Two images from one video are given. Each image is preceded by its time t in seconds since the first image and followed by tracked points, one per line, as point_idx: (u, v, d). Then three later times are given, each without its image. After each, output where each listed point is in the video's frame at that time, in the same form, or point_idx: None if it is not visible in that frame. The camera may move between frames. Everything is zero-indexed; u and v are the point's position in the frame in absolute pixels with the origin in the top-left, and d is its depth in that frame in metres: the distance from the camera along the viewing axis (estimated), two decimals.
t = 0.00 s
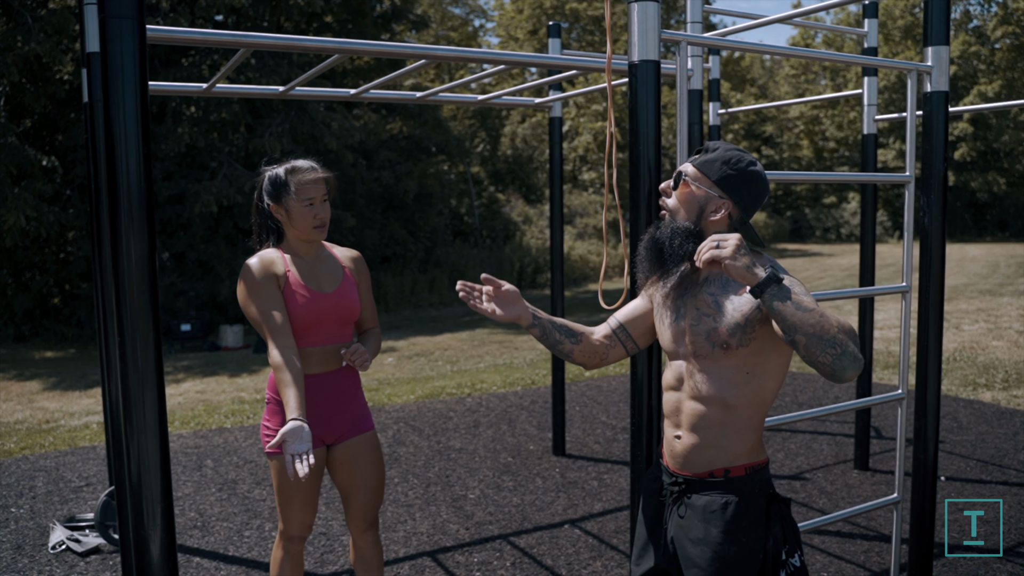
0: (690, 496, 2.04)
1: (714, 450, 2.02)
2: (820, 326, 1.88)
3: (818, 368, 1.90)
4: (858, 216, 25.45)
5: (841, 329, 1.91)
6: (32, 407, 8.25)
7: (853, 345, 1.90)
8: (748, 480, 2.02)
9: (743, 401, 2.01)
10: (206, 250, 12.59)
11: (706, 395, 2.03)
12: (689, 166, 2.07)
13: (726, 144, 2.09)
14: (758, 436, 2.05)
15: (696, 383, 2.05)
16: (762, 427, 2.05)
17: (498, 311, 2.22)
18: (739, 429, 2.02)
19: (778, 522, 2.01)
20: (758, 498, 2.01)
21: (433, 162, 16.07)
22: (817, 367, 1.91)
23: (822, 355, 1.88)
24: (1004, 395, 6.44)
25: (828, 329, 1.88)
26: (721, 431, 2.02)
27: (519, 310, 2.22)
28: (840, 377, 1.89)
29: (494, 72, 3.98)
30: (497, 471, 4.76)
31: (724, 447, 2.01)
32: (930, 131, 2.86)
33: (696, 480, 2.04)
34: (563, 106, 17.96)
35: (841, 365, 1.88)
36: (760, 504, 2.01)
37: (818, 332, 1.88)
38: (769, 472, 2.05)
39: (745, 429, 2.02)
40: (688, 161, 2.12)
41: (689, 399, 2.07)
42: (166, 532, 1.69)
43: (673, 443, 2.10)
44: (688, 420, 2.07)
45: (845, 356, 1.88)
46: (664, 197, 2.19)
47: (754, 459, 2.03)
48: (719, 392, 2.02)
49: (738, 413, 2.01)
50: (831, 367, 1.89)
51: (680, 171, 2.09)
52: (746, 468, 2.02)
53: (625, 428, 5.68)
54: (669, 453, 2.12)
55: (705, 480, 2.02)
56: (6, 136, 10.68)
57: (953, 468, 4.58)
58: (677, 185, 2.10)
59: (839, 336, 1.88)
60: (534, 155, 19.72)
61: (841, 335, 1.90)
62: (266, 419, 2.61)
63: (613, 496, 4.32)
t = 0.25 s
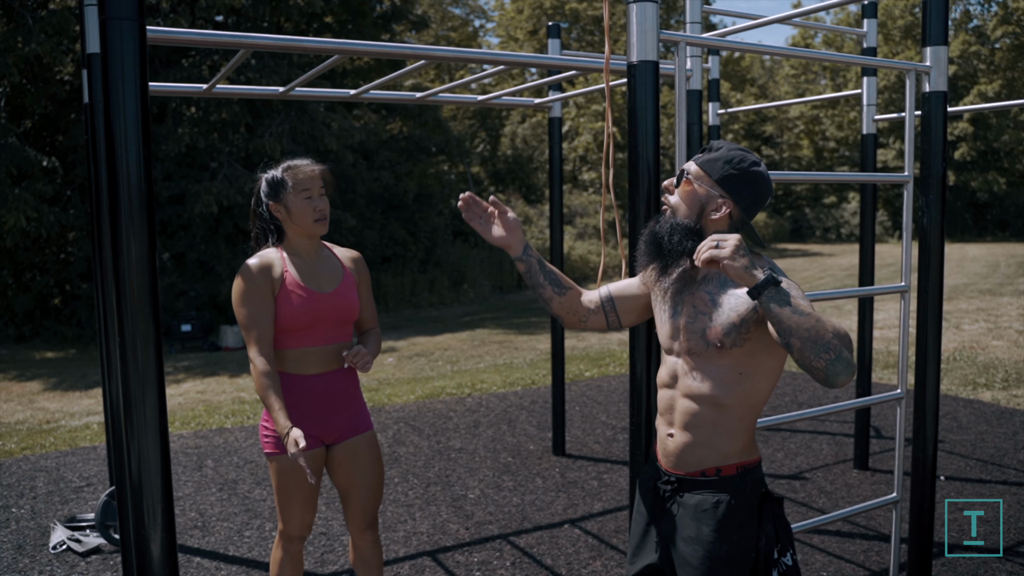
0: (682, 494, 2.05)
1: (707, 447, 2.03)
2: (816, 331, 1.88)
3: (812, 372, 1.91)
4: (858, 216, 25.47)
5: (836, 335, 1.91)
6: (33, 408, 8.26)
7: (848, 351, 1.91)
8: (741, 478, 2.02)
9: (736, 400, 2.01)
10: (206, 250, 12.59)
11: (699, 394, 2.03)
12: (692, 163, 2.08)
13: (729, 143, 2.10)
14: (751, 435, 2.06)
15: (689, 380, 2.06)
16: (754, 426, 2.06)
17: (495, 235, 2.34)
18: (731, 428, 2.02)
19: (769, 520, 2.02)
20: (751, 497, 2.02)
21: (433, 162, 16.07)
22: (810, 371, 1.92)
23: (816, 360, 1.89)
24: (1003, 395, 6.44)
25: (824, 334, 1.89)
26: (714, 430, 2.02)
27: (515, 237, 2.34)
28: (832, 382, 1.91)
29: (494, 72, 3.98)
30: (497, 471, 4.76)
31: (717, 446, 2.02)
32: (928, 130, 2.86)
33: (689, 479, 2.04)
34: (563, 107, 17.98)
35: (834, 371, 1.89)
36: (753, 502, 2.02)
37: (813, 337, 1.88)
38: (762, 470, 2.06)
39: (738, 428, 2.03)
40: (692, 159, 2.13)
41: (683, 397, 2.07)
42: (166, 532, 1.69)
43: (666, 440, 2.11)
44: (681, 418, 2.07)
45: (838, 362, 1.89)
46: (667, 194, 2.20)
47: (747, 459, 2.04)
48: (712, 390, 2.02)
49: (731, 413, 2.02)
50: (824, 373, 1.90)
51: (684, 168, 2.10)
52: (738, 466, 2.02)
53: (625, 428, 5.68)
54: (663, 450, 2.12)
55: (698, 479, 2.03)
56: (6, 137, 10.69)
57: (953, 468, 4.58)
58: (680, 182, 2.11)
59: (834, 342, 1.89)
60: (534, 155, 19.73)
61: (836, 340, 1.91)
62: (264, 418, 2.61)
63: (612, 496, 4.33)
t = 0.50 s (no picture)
0: (674, 494, 2.05)
1: (701, 447, 2.03)
2: (813, 338, 1.89)
3: (805, 377, 1.92)
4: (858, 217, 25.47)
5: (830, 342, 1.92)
6: (33, 408, 8.26)
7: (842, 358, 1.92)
8: (733, 478, 2.03)
9: (729, 401, 2.02)
10: (206, 251, 12.59)
11: (693, 393, 2.04)
12: (696, 162, 2.08)
13: (733, 143, 2.10)
14: (743, 435, 2.06)
15: (683, 379, 2.06)
16: (747, 426, 2.06)
17: (510, 157, 2.26)
18: (724, 429, 2.03)
19: (761, 519, 2.03)
20: (745, 496, 2.02)
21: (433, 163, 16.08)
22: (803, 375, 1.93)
23: (811, 365, 1.90)
24: (1003, 396, 6.45)
25: (819, 340, 1.90)
26: (708, 430, 2.03)
27: (528, 163, 2.27)
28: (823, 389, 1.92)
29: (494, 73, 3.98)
30: (496, 472, 4.76)
31: (711, 445, 2.02)
32: (928, 131, 2.87)
33: (682, 479, 2.05)
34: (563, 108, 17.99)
35: (826, 378, 1.91)
36: (745, 502, 2.02)
37: (809, 343, 1.89)
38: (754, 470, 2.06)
39: (732, 428, 2.03)
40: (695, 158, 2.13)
41: (675, 395, 2.08)
42: (166, 532, 1.70)
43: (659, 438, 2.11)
44: (673, 417, 2.08)
45: (831, 369, 1.91)
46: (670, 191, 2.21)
47: (740, 458, 2.04)
48: (706, 389, 2.02)
49: (722, 413, 2.02)
50: (818, 379, 1.91)
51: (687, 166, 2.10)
52: (731, 467, 2.03)
53: (625, 429, 5.68)
54: (656, 449, 2.13)
55: (691, 478, 2.03)
56: (6, 137, 10.70)
57: (952, 469, 4.58)
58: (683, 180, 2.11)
59: (828, 349, 1.90)
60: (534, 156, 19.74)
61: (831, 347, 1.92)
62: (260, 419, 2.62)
63: (612, 497, 4.33)
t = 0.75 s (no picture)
0: (668, 493, 2.06)
1: (698, 447, 2.03)
2: (810, 344, 1.90)
3: (800, 381, 1.92)
4: (858, 219, 25.49)
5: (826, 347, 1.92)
6: (34, 409, 8.27)
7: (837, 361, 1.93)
8: (727, 477, 2.03)
9: (724, 401, 2.02)
10: (207, 252, 12.60)
11: (689, 394, 2.04)
12: (695, 162, 2.07)
13: (734, 141, 2.09)
14: (738, 436, 2.07)
15: (678, 378, 2.06)
16: (742, 427, 2.06)
17: (540, 94, 2.33)
18: (720, 430, 2.03)
19: (757, 517, 2.02)
20: (740, 496, 2.02)
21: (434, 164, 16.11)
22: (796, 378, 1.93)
23: (807, 371, 1.91)
24: (1004, 398, 6.44)
25: (816, 346, 1.90)
26: (704, 432, 2.03)
27: (555, 106, 2.34)
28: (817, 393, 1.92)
29: (495, 75, 3.98)
30: (497, 474, 4.76)
31: (707, 445, 2.03)
32: (928, 133, 2.87)
33: (677, 478, 2.05)
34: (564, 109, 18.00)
35: (823, 383, 1.91)
36: (740, 500, 2.02)
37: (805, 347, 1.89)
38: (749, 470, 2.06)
39: (727, 429, 2.03)
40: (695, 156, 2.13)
41: (670, 394, 2.08)
42: (169, 533, 1.70)
43: (654, 438, 2.11)
44: (666, 416, 2.08)
45: (826, 374, 1.91)
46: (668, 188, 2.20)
47: (735, 459, 2.04)
48: (701, 388, 2.03)
49: (717, 414, 2.02)
50: (813, 383, 1.92)
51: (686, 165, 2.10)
52: (725, 467, 2.03)
53: (625, 431, 5.68)
54: (652, 449, 2.13)
55: (686, 478, 2.03)
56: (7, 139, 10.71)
57: (953, 471, 4.58)
58: (682, 178, 2.11)
59: (824, 355, 1.91)
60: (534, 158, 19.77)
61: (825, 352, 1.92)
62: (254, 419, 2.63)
63: (613, 499, 4.33)
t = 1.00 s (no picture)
0: (672, 499, 2.06)
1: (697, 451, 2.03)
2: (803, 331, 1.88)
3: (794, 374, 1.90)
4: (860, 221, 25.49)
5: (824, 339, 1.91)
6: (36, 412, 8.27)
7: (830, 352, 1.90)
8: (734, 482, 2.03)
9: (725, 405, 2.02)
10: (209, 255, 12.61)
11: (691, 398, 2.04)
12: (703, 165, 2.07)
13: (741, 148, 2.09)
14: (742, 442, 2.06)
15: (680, 383, 2.06)
16: (745, 433, 2.06)
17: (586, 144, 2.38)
18: (720, 434, 2.03)
19: (763, 528, 2.03)
20: (745, 503, 2.02)
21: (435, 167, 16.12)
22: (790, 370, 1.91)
23: (799, 359, 1.88)
24: (1006, 401, 6.44)
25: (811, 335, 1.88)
26: (704, 435, 2.03)
27: (592, 159, 2.36)
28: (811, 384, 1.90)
29: (497, 79, 3.99)
30: (499, 477, 4.76)
31: (707, 450, 2.03)
32: (929, 136, 2.87)
33: (679, 484, 2.05)
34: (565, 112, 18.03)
35: (815, 374, 1.89)
36: (746, 506, 2.02)
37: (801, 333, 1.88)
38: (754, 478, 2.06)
39: (728, 434, 2.03)
40: (701, 161, 2.12)
41: (673, 398, 2.08)
42: (172, 536, 1.70)
43: (656, 443, 2.11)
44: (672, 420, 2.07)
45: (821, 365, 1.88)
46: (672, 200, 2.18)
47: (737, 464, 2.04)
48: (702, 391, 2.03)
49: (719, 418, 2.02)
50: (804, 372, 1.89)
51: (696, 172, 2.07)
52: (728, 472, 2.03)
53: (627, 434, 5.68)
54: (654, 453, 2.12)
55: (687, 483, 2.03)
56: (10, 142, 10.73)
57: (955, 474, 4.58)
58: (692, 186, 2.08)
59: (820, 343, 1.89)
60: (536, 161, 19.78)
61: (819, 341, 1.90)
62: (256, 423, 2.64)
63: (615, 502, 4.33)
